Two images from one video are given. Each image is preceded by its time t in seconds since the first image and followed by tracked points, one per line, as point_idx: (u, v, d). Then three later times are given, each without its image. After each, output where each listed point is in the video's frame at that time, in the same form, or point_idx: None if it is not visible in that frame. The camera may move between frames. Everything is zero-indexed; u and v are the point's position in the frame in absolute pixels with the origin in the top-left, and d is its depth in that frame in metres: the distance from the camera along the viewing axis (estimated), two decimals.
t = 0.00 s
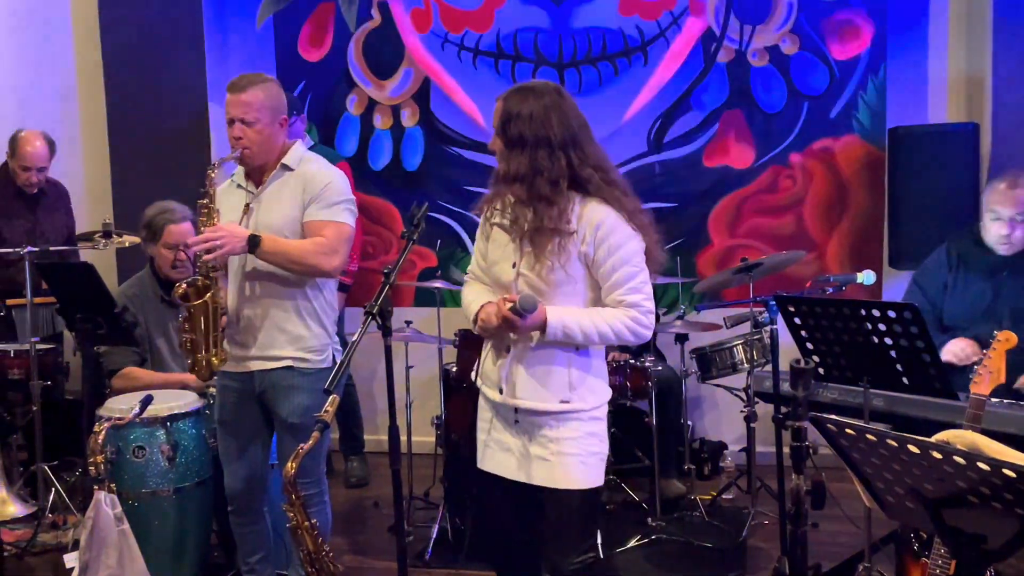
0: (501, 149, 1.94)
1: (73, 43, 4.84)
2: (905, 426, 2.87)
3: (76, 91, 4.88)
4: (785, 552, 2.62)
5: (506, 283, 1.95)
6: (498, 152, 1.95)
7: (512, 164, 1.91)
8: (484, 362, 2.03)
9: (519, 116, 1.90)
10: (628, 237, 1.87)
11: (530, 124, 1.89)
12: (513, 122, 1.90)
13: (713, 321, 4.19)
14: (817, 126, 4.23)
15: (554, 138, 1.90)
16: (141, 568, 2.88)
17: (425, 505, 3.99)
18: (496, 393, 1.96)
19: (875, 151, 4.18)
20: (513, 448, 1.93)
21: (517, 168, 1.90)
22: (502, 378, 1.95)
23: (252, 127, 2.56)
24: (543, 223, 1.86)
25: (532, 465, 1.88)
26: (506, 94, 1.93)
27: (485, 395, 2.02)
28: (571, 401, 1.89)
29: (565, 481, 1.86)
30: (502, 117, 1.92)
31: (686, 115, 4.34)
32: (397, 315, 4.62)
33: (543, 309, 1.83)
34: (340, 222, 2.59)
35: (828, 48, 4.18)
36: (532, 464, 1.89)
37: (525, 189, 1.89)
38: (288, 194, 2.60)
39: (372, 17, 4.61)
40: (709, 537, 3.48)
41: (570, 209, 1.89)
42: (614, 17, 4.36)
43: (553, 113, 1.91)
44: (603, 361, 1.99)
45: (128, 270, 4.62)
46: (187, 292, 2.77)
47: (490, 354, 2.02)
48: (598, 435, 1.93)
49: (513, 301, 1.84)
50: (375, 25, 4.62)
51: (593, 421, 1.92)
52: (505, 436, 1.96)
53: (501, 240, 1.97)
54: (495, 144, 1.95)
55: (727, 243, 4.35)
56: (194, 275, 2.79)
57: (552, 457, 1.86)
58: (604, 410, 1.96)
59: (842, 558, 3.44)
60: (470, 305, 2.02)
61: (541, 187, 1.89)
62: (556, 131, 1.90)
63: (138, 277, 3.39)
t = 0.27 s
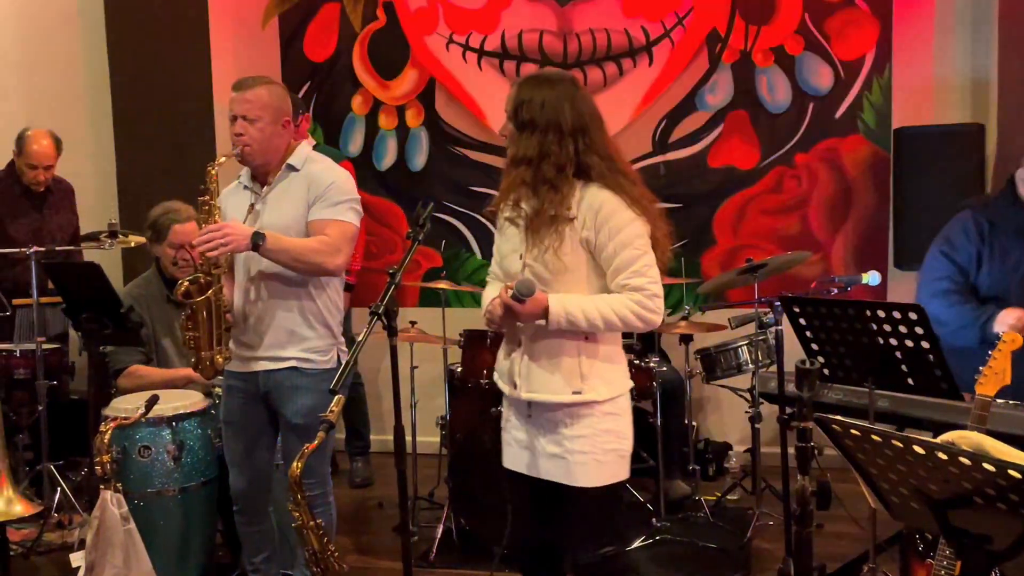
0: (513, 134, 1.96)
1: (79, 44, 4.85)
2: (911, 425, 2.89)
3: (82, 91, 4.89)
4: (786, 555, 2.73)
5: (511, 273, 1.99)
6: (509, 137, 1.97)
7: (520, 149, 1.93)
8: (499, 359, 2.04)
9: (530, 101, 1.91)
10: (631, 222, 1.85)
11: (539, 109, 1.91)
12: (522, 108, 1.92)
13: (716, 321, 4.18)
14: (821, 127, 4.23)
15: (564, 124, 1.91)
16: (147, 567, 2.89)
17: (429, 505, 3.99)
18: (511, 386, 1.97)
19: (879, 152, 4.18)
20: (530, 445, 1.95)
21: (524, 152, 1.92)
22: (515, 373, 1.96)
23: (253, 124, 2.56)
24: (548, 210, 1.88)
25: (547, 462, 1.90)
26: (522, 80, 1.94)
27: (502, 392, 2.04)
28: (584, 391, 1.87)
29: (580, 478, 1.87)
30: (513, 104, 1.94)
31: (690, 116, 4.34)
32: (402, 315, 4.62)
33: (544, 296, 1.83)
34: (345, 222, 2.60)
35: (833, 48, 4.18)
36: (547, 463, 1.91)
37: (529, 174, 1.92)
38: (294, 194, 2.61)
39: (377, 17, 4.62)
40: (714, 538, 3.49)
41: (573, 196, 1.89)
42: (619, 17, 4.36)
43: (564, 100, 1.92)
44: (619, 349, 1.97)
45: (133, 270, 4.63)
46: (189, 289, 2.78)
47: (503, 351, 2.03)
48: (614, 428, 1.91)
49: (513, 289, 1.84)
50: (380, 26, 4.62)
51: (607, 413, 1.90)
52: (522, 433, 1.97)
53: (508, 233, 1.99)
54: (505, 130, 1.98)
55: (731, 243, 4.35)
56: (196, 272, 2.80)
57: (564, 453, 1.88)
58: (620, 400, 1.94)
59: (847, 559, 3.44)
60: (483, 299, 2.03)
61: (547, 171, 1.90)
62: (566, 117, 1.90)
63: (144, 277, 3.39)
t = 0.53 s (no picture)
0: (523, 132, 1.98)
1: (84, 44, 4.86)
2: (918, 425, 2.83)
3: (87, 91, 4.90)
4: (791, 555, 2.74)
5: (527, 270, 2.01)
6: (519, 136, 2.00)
7: (528, 147, 1.95)
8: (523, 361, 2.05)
9: (536, 100, 1.93)
10: (643, 215, 1.85)
11: (546, 107, 1.92)
12: (531, 107, 1.94)
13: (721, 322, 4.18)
14: (827, 127, 4.22)
15: (571, 121, 1.92)
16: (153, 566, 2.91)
17: (434, 504, 4.00)
18: (536, 389, 1.97)
19: (885, 153, 4.17)
20: (554, 447, 1.95)
21: (532, 149, 1.94)
22: (539, 375, 1.96)
23: (261, 126, 2.57)
24: (557, 208, 1.91)
25: (571, 464, 1.91)
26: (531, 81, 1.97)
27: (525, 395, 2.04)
28: (608, 392, 1.87)
29: (604, 480, 1.87)
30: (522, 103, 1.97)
31: (695, 116, 4.34)
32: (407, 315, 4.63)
33: (558, 295, 1.83)
34: (350, 224, 2.61)
35: (838, 49, 4.18)
36: (571, 465, 1.91)
37: (538, 172, 1.95)
38: (298, 193, 2.61)
39: (382, 17, 4.61)
40: (719, 538, 3.48)
41: (584, 191, 1.91)
42: (624, 18, 4.36)
43: (571, 97, 1.93)
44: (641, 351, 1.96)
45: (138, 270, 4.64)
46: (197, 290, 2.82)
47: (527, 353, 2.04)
48: (638, 430, 1.91)
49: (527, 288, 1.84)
50: (385, 26, 4.62)
51: (631, 415, 1.90)
52: (545, 435, 1.97)
53: (530, 235, 2.01)
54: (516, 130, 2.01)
55: (737, 243, 4.35)
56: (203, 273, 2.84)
57: (588, 456, 1.88)
58: (645, 401, 1.93)
59: (852, 559, 3.44)
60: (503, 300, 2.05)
61: (553, 167, 1.92)
62: (572, 115, 1.91)
63: (151, 277, 3.44)
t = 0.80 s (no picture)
0: (547, 138, 1.96)
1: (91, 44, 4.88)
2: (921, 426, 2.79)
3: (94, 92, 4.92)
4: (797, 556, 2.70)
5: (541, 270, 2.03)
6: (540, 141, 1.98)
7: (555, 157, 1.94)
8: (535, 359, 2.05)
9: (566, 109, 1.91)
10: (669, 225, 1.87)
11: (574, 118, 1.90)
12: (557, 116, 1.92)
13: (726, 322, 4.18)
14: (832, 128, 4.22)
15: (599, 134, 1.90)
16: (158, 564, 2.93)
17: (439, 504, 4.00)
18: (547, 389, 1.98)
19: (890, 153, 4.17)
20: (564, 447, 1.95)
21: (560, 160, 1.93)
22: (550, 374, 1.97)
23: (267, 128, 2.60)
24: (581, 216, 1.90)
25: (580, 464, 1.91)
26: (555, 84, 1.93)
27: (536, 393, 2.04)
28: (618, 394, 1.88)
29: (612, 481, 1.87)
30: (548, 111, 1.94)
31: (701, 116, 4.34)
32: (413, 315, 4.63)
33: (577, 296, 1.84)
34: (357, 227, 2.62)
35: (843, 49, 4.18)
36: (580, 464, 1.91)
37: (565, 182, 1.93)
38: (305, 196, 2.63)
39: (388, 17, 4.62)
40: (723, 538, 3.48)
41: (612, 200, 1.91)
42: (629, 18, 4.36)
43: (598, 108, 1.91)
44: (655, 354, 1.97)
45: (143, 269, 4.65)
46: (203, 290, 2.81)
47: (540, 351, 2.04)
48: (648, 433, 1.91)
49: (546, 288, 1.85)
50: (391, 26, 4.62)
51: (642, 417, 1.90)
52: (554, 434, 1.98)
53: (546, 235, 2.02)
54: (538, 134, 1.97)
55: (742, 244, 4.35)
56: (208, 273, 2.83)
57: (597, 456, 1.88)
58: (656, 404, 1.94)
59: (856, 559, 3.45)
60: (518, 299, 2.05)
61: (581, 179, 1.91)
62: (600, 127, 1.90)
63: (156, 276, 3.45)
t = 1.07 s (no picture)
0: (558, 140, 1.95)
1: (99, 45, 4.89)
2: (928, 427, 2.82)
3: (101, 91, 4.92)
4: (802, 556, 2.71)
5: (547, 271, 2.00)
6: (554, 144, 1.96)
7: (575, 158, 1.93)
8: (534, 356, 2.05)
9: (582, 111, 1.91)
10: (670, 224, 1.87)
11: (593, 120, 1.91)
12: (573, 117, 1.91)
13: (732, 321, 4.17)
14: (838, 127, 4.22)
15: (617, 134, 1.93)
16: (165, 564, 2.93)
17: (444, 503, 4.00)
18: (546, 386, 1.97)
19: (896, 153, 4.16)
20: (565, 445, 1.94)
21: (581, 162, 1.92)
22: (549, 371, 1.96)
23: (271, 126, 2.62)
24: (593, 214, 1.88)
25: (581, 461, 1.90)
26: (567, 85, 1.93)
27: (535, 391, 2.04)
28: (619, 389, 1.88)
29: (615, 477, 1.87)
30: (561, 113, 1.93)
31: (707, 116, 4.33)
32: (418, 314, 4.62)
33: (581, 292, 1.84)
34: (360, 225, 2.63)
35: (850, 49, 4.17)
36: (580, 462, 1.90)
37: (588, 185, 1.90)
38: (309, 195, 2.65)
39: (394, 17, 4.62)
40: (728, 539, 3.49)
41: (636, 205, 1.89)
42: (635, 17, 4.36)
43: (614, 107, 1.94)
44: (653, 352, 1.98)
45: (149, 268, 4.66)
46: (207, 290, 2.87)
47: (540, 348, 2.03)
48: (649, 429, 1.91)
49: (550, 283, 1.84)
50: (396, 26, 4.63)
51: (643, 413, 1.90)
52: (554, 431, 1.97)
53: (547, 234, 2.01)
54: (549, 136, 1.96)
55: (747, 244, 4.35)
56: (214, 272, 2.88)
57: (599, 452, 1.87)
58: (656, 400, 1.94)
59: (862, 560, 3.44)
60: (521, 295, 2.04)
61: (607, 181, 1.91)
62: (619, 126, 1.92)
63: (162, 275, 3.47)
